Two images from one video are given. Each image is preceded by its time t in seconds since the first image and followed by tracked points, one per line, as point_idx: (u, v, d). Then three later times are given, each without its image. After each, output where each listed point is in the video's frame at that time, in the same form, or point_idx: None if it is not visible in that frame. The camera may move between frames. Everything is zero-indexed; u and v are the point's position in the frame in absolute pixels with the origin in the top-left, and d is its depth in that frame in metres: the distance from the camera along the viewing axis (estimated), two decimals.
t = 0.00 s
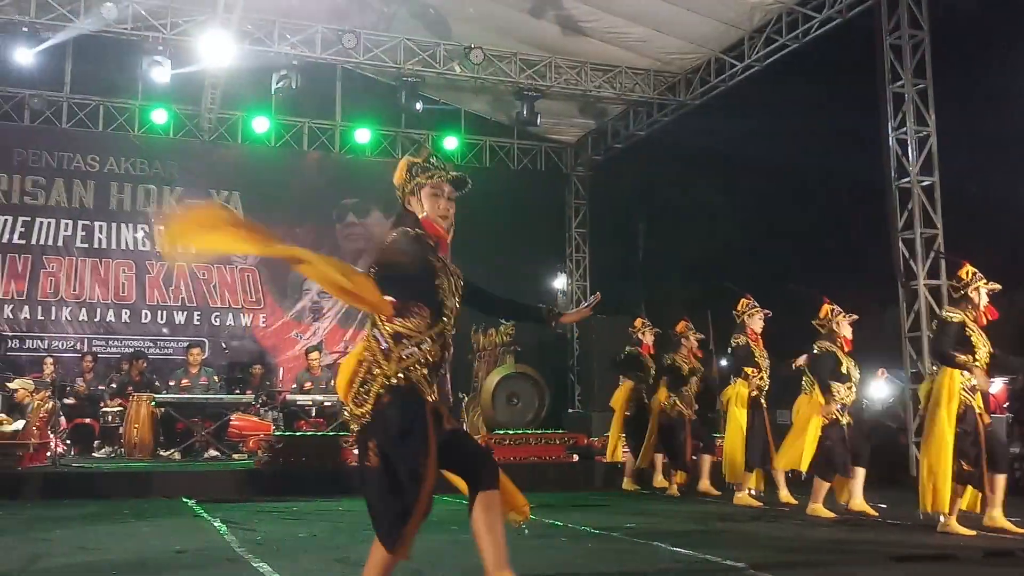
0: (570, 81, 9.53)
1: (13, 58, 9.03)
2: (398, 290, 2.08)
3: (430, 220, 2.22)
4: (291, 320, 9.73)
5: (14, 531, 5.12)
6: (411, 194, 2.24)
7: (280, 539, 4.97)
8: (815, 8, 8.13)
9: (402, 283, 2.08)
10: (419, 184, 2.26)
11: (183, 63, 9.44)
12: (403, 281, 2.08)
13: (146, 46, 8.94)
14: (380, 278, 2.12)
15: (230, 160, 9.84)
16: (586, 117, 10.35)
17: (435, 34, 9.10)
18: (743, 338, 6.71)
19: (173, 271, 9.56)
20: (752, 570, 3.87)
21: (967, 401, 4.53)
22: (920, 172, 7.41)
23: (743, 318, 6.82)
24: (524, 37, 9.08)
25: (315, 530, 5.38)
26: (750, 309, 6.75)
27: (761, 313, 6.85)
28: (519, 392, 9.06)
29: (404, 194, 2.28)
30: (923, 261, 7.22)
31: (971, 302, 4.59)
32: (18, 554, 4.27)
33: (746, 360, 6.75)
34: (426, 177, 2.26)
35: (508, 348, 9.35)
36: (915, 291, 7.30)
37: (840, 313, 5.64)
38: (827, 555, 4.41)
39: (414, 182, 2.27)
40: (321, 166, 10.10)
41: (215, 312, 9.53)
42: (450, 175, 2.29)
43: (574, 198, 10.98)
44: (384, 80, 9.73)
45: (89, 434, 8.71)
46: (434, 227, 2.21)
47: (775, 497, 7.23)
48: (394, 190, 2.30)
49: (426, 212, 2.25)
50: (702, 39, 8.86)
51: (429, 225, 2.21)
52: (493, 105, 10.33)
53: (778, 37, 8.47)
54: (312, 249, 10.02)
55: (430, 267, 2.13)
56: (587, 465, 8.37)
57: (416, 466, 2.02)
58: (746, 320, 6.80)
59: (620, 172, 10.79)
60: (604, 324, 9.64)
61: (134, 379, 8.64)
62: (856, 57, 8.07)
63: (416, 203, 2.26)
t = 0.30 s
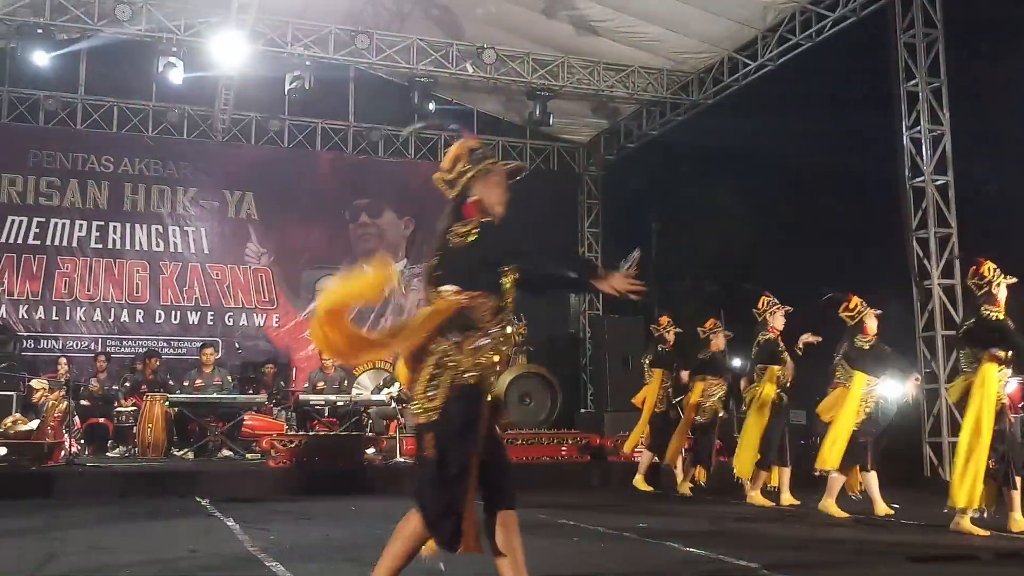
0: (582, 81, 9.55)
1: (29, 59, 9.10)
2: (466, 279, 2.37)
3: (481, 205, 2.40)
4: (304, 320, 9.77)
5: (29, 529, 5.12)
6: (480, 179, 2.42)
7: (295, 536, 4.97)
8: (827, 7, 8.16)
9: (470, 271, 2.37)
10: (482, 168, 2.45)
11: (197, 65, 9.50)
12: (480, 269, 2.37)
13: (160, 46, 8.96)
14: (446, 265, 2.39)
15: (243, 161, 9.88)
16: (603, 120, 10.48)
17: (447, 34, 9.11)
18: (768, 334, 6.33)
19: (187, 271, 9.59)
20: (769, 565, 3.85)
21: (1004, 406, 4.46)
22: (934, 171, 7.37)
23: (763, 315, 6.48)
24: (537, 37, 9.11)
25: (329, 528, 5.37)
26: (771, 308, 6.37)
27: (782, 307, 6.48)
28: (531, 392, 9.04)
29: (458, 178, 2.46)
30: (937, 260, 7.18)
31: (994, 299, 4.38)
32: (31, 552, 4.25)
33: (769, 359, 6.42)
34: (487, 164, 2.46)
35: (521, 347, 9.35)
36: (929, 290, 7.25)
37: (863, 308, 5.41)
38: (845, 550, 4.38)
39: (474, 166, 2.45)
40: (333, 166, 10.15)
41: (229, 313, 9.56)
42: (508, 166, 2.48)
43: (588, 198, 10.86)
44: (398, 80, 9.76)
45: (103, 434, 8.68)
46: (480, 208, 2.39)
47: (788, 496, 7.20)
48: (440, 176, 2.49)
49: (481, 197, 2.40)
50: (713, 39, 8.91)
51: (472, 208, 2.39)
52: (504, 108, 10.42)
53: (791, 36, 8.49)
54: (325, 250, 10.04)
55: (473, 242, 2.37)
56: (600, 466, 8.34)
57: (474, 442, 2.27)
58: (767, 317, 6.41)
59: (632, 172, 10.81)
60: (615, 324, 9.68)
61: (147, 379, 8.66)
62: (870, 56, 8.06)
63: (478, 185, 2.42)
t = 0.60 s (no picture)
0: (589, 81, 9.65)
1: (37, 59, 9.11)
2: (557, 293, 2.31)
3: (568, 218, 2.36)
4: (312, 321, 9.80)
5: (41, 529, 5.12)
6: (558, 194, 2.33)
7: (306, 535, 4.97)
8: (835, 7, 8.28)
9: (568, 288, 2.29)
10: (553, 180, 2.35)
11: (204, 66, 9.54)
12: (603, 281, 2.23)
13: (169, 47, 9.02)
14: (536, 278, 2.31)
15: (250, 162, 9.90)
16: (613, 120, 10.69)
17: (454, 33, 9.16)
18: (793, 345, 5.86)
19: (195, 271, 9.62)
20: (787, 560, 3.83)
21: None
22: (942, 171, 7.35)
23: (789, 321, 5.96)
24: (544, 37, 9.15)
25: (336, 527, 5.36)
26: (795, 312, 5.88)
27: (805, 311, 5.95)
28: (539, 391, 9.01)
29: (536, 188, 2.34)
30: (944, 259, 7.16)
31: None
32: (40, 553, 4.24)
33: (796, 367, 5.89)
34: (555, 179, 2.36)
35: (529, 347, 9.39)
36: (937, 289, 7.22)
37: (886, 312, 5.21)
38: (867, 544, 4.33)
39: (544, 180, 2.34)
40: (341, 167, 10.15)
41: (237, 313, 9.58)
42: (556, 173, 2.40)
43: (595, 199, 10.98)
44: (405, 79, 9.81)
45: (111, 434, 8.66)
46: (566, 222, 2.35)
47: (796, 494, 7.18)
48: (507, 182, 2.38)
49: (564, 213, 2.35)
50: (720, 39, 9.02)
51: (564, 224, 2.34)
52: (511, 108, 10.54)
53: (799, 36, 8.61)
54: (333, 250, 10.05)
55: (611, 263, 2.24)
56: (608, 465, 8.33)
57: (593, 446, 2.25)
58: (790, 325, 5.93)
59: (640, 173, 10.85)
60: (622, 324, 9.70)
61: (155, 379, 8.71)
62: (878, 56, 7.96)
63: (555, 202, 2.34)
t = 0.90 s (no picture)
0: (596, 82, 9.71)
1: (45, 60, 9.13)
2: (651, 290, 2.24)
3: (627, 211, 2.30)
4: (318, 321, 9.81)
5: (48, 529, 5.11)
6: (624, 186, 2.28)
7: (313, 535, 4.95)
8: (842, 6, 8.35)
9: (648, 284, 2.25)
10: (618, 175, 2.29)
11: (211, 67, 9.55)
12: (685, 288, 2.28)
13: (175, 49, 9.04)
14: (634, 272, 2.24)
15: (257, 162, 9.93)
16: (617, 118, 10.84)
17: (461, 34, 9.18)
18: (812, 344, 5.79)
19: (202, 271, 9.64)
20: (796, 560, 3.80)
21: None
22: (948, 171, 7.35)
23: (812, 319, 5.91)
24: (551, 37, 9.17)
25: (342, 527, 5.34)
26: (817, 310, 5.84)
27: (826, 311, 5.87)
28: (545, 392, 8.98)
29: (611, 179, 2.28)
30: (951, 259, 7.15)
31: None
32: (47, 552, 4.24)
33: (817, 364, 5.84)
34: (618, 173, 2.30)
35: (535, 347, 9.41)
36: (944, 289, 7.20)
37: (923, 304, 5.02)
38: (876, 544, 4.29)
39: (610, 172, 2.29)
40: (348, 168, 10.17)
41: (243, 313, 9.60)
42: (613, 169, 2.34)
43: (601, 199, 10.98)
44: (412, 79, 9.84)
45: (119, 433, 8.63)
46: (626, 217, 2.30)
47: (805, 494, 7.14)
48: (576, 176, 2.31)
49: (624, 207, 2.30)
50: (728, 38, 9.13)
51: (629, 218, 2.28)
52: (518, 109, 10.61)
53: (806, 36, 8.72)
54: (340, 250, 10.06)
55: (681, 278, 2.28)
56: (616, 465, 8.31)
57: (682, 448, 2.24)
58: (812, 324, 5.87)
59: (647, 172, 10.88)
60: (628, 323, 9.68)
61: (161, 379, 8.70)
62: (886, 53, 7.91)
63: (620, 194, 2.28)
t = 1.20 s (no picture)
0: (599, 82, 9.72)
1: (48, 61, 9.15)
2: (668, 291, 2.51)
3: (653, 223, 2.58)
4: (322, 321, 9.81)
5: (52, 529, 5.11)
6: (646, 199, 2.57)
7: (319, 536, 4.95)
8: (845, 6, 8.44)
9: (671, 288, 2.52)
10: (649, 187, 2.58)
11: (215, 66, 9.56)
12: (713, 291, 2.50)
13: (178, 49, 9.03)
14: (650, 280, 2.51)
15: (261, 161, 9.93)
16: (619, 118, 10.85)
17: (465, 36, 9.17)
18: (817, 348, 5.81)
19: (205, 272, 9.63)
20: (800, 561, 3.79)
21: None
22: (953, 171, 7.31)
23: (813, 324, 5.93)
24: (555, 37, 9.18)
25: (346, 528, 5.32)
26: (820, 314, 5.85)
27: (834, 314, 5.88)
28: (549, 392, 8.98)
29: (630, 196, 2.58)
30: (955, 259, 7.13)
31: None
32: (52, 552, 4.25)
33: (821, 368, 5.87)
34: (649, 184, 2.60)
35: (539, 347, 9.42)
36: (948, 290, 7.18)
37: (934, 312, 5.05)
38: (879, 544, 4.29)
39: (633, 186, 2.59)
40: (352, 168, 10.19)
41: (247, 313, 9.60)
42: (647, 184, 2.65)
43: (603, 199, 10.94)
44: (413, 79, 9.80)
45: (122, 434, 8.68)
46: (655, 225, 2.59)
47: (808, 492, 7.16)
48: (601, 194, 2.63)
49: (653, 217, 2.59)
50: (732, 38, 9.14)
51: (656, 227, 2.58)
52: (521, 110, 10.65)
53: (808, 36, 8.78)
54: (343, 251, 10.07)
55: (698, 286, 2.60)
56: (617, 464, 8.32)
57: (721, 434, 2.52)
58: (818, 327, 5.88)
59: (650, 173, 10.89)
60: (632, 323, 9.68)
61: (163, 380, 8.81)
62: (893, 52, 7.91)
63: (643, 206, 2.58)
